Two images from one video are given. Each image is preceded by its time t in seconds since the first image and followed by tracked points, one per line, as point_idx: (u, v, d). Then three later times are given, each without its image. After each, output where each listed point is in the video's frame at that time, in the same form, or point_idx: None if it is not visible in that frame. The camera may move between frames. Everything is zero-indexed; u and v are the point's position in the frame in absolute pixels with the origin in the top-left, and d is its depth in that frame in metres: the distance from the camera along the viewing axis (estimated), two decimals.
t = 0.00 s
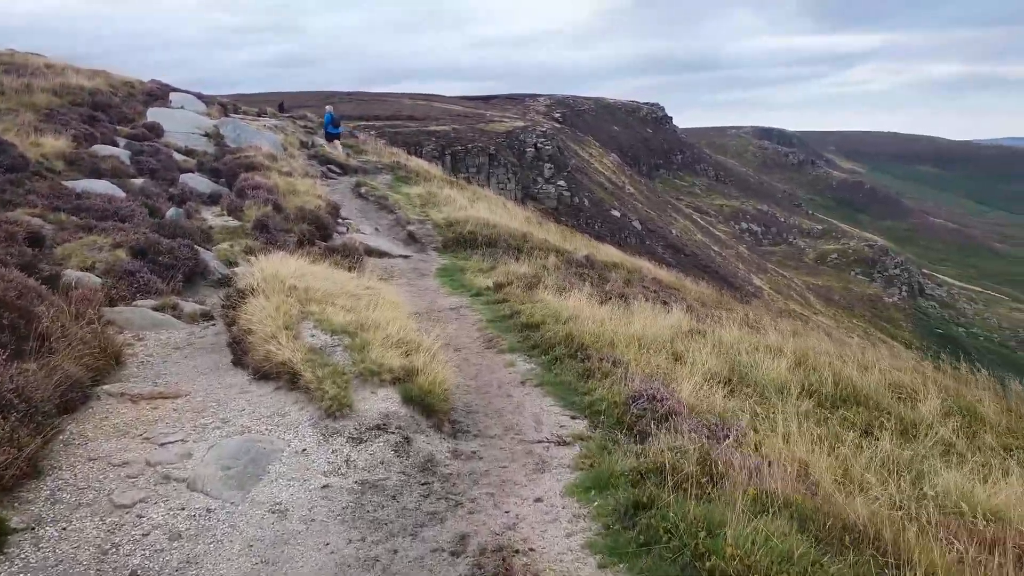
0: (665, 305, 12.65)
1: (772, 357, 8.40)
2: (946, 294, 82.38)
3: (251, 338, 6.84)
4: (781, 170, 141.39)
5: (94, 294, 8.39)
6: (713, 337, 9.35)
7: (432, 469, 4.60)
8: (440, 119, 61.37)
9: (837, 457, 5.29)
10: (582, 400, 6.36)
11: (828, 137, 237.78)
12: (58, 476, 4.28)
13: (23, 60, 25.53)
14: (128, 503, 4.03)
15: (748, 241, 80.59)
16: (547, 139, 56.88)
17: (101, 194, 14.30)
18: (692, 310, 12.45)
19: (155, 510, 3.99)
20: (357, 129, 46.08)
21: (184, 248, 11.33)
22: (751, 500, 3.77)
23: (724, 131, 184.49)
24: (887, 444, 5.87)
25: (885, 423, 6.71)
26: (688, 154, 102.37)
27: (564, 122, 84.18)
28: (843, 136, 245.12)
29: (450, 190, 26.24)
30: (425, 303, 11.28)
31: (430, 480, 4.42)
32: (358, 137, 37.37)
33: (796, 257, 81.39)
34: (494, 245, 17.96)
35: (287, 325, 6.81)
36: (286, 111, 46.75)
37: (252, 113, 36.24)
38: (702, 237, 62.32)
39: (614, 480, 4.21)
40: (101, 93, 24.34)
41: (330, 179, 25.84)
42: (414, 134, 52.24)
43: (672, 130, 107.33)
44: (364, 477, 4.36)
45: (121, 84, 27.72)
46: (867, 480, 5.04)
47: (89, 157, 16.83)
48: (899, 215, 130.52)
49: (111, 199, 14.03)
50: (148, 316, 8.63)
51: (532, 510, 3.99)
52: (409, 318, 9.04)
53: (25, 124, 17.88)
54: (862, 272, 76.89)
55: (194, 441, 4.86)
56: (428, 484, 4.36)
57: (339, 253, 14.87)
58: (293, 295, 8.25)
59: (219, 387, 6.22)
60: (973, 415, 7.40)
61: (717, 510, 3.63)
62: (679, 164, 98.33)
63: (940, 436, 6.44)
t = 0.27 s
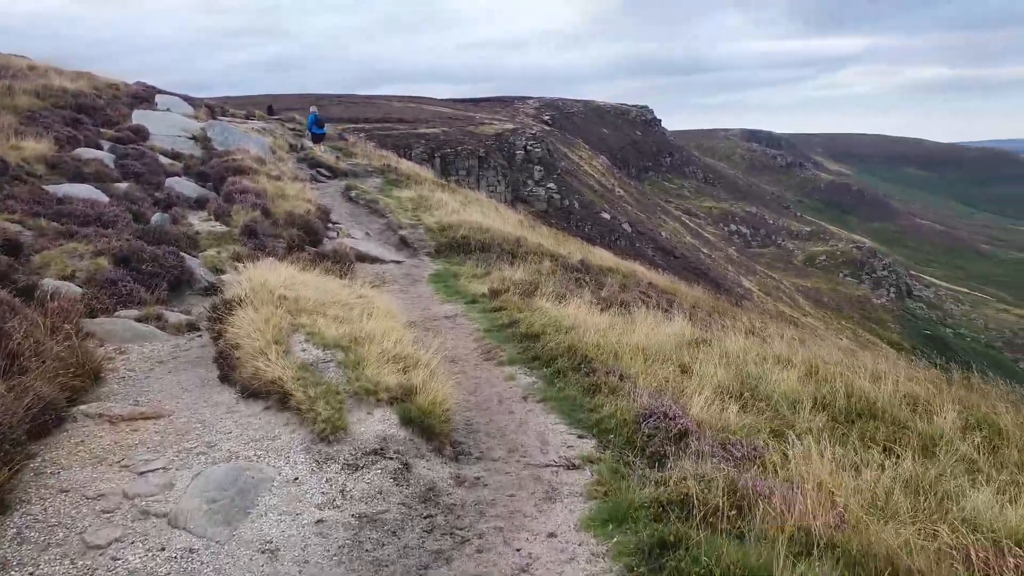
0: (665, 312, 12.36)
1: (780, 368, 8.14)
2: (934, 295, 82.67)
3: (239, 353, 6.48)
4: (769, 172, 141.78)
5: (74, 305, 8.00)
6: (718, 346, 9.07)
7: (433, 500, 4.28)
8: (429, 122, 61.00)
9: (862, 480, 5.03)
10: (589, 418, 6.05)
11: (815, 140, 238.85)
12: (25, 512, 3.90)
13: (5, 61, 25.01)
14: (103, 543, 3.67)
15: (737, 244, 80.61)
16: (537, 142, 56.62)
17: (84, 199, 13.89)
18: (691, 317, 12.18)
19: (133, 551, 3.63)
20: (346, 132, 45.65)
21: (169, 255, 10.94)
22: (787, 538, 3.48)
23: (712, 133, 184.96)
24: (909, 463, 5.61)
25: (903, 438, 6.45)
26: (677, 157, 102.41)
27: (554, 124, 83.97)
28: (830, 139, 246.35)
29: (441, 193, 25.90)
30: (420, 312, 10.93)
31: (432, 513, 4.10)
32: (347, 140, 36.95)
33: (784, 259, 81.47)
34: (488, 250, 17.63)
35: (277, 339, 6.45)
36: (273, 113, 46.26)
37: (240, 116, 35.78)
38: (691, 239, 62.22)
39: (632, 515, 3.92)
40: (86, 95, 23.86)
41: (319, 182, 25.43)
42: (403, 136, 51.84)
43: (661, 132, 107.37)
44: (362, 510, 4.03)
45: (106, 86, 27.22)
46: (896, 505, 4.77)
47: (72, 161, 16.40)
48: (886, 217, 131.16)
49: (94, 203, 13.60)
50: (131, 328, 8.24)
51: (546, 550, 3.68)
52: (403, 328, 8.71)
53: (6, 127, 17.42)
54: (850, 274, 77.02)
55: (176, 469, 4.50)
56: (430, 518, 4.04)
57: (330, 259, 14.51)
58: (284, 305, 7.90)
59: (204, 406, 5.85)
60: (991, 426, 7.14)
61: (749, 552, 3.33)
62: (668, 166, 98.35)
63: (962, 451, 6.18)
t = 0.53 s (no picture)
0: (670, 317, 12.08)
1: (793, 376, 7.89)
2: (927, 297, 82.74)
3: (231, 363, 6.14)
4: (762, 175, 141.76)
5: (58, 312, 7.65)
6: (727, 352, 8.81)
7: (441, 527, 3.99)
8: (424, 124, 60.69)
9: (894, 499, 4.78)
10: (600, 433, 5.76)
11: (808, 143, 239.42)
12: None
13: None
14: None
15: (731, 246, 80.49)
16: (531, 144, 56.37)
17: (73, 202, 13.53)
18: (695, 322, 11.90)
19: None
20: (340, 134, 45.30)
21: (160, 259, 10.60)
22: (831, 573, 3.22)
23: (705, 136, 185.19)
24: (939, 479, 5.36)
25: (928, 450, 6.19)
26: (671, 160, 102.35)
27: (548, 127, 83.78)
28: (823, 141, 247.02)
29: (437, 196, 25.59)
30: (419, 318, 10.59)
31: (441, 544, 3.81)
32: (341, 142, 36.61)
33: (778, 262, 81.42)
34: (485, 253, 17.31)
35: (272, 348, 6.10)
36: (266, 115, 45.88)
37: (233, 117, 35.40)
38: (686, 242, 62.07)
39: (658, 547, 3.64)
40: (76, 96, 23.46)
41: (313, 184, 25.09)
42: (397, 139, 51.52)
43: (655, 135, 107.28)
44: (366, 540, 3.73)
45: (97, 87, 26.82)
46: (932, 526, 4.51)
47: (61, 162, 16.03)
48: (878, 219, 131.33)
49: (84, 206, 13.25)
50: (119, 335, 7.90)
51: None
52: (403, 335, 8.40)
53: None
54: (844, 276, 77.00)
55: (162, 492, 4.17)
56: (438, 549, 3.74)
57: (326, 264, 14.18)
58: (279, 312, 7.57)
59: (194, 420, 5.52)
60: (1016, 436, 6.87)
61: None
62: (662, 169, 98.30)
63: (991, 464, 5.92)
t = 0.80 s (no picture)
0: (674, 325, 11.80)
1: (808, 389, 7.61)
2: (920, 300, 82.83)
3: (222, 381, 5.80)
4: (755, 178, 141.86)
5: (41, 325, 7.29)
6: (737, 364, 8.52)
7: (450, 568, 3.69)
8: (418, 127, 60.37)
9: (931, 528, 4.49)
10: (613, 455, 5.46)
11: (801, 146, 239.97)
12: None
13: None
14: None
15: (724, 249, 80.37)
16: (526, 147, 56.11)
17: (60, 207, 13.16)
18: (699, 330, 11.62)
19: None
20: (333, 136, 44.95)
21: (149, 267, 10.24)
22: None
23: (699, 138, 185.38)
24: (974, 502, 5.07)
25: (956, 469, 5.91)
26: (665, 162, 102.25)
27: (542, 129, 83.57)
28: (816, 144, 247.69)
29: (433, 200, 25.28)
30: (417, 327, 10.28)
31: None
32: (335, 144, 36.25)
33: (772, 264, 81.34)
34: (483, 258, 17.00)
35: (265, 365, 5.78)
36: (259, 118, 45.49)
37: (226, 120, 35.01)
38: (680, 244, 61.89)
39: None
40: (65, 99, 23.06)
41: (307, 188, 24.75)
42: (391, 141, 51.19)
43: (649, 138, 107.18)
44: None
45: (87, 89, 26.41)
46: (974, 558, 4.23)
47: (49, 166, 15.65)
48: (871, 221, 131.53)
49: (71, 211, 12.88)
50: (105, 348, 7.55)
51: None
52: (401, 348, 8.09)
53: None
54: (837, 278, 77.00)
55: (146, 530, 3.83)
56: None
57: (320, 271, 13.86)
58: (273, 325, 7.25)
59: (182, 443, 5.18)
60: None
61: None
62: (656, 171, 98.20)
63: None
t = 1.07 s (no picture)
0: (675, 334, 11.52)
1: (819, 402, 7.32)
2: (909, 302, 83.04)
3: (207, 400, 5.47)
4: (745, 181, 142.14)
5: (16, 339, 6.91)
6: (744, 375, 8.23)
7: None
8: (408, 131, 60.05)
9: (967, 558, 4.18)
10: (622, 477, 5.16)
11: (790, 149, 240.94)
12: None
13: None
14: None
15: (715, 252, 80.35)
16: (516, 151, 55.85)
17: (42, 214, 12.77)
18: (700, 339, 11.37)
19: None
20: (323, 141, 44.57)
21: (134, 275, 9.87)
22: None
23: (688, 142, 185.87)
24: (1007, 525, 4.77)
25: (981, 486, 5.61)
26: (655, 166, 102.27)
27: (532, 133, 83.42)
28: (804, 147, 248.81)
29: (425, 204, 24.96)
30: (412, 337, 9.96)
31: None
32: (325, 149, 35.88)
33: (762, 267, 81.38)
34: (477, 264, 16.69)
35: (252, 383, 5.45)
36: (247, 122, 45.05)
37: (214, 124, 34.60)
38: (670, 247, 61.75)
39: None
40: (49, 103, 22.61)
41: (297, 193, 24.38)
42: (381, 145, 50.84)
43: (639, 141, 107.20)
44: None
45: (72, 93, 25.96)
46: None
47: (31, 171, 15.24)
48: (860, 224, 131.98)
49: (53, 218, 12.48)
50: (85, 363, 7.19)
51: None
52: (396, 362, 7.77)
53: None
54: (827, 281, 77.07)
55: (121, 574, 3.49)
56: None
57: (311, 279, 13.53)
58: (262, 338, 6.92)
59: (164, 469, 4.84)
60: None
61: None
62: (646, 175, 98.19)
63: None
